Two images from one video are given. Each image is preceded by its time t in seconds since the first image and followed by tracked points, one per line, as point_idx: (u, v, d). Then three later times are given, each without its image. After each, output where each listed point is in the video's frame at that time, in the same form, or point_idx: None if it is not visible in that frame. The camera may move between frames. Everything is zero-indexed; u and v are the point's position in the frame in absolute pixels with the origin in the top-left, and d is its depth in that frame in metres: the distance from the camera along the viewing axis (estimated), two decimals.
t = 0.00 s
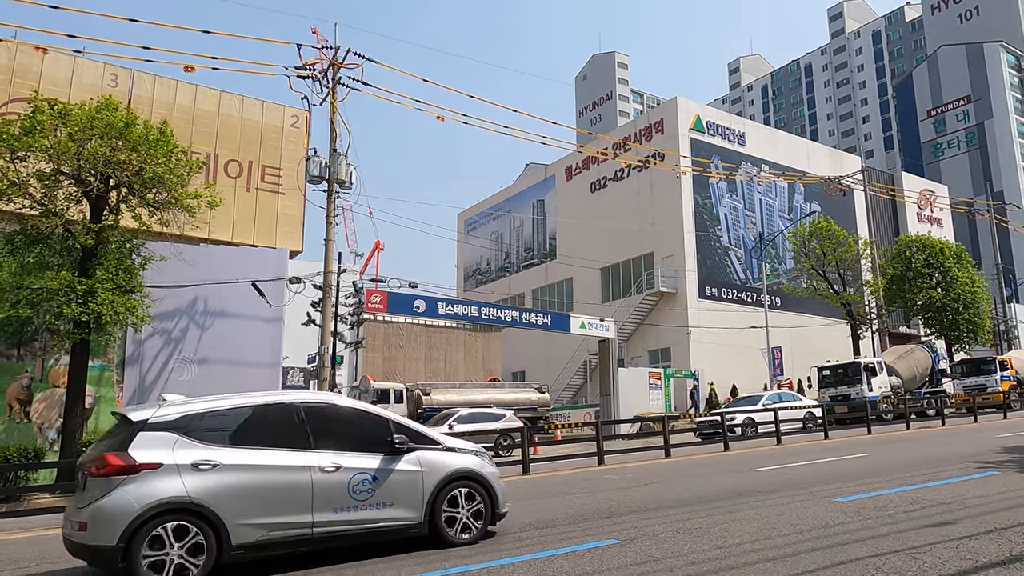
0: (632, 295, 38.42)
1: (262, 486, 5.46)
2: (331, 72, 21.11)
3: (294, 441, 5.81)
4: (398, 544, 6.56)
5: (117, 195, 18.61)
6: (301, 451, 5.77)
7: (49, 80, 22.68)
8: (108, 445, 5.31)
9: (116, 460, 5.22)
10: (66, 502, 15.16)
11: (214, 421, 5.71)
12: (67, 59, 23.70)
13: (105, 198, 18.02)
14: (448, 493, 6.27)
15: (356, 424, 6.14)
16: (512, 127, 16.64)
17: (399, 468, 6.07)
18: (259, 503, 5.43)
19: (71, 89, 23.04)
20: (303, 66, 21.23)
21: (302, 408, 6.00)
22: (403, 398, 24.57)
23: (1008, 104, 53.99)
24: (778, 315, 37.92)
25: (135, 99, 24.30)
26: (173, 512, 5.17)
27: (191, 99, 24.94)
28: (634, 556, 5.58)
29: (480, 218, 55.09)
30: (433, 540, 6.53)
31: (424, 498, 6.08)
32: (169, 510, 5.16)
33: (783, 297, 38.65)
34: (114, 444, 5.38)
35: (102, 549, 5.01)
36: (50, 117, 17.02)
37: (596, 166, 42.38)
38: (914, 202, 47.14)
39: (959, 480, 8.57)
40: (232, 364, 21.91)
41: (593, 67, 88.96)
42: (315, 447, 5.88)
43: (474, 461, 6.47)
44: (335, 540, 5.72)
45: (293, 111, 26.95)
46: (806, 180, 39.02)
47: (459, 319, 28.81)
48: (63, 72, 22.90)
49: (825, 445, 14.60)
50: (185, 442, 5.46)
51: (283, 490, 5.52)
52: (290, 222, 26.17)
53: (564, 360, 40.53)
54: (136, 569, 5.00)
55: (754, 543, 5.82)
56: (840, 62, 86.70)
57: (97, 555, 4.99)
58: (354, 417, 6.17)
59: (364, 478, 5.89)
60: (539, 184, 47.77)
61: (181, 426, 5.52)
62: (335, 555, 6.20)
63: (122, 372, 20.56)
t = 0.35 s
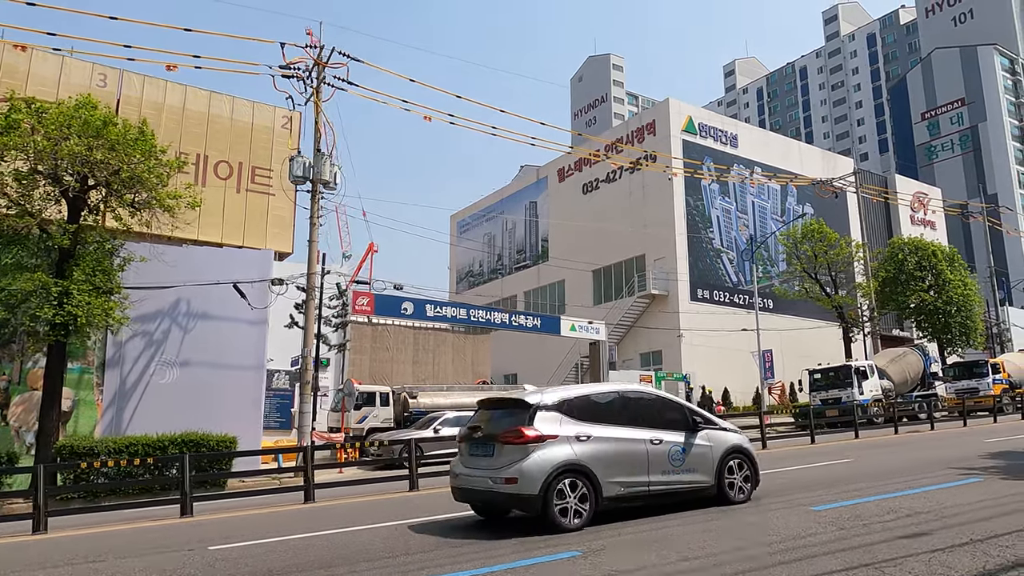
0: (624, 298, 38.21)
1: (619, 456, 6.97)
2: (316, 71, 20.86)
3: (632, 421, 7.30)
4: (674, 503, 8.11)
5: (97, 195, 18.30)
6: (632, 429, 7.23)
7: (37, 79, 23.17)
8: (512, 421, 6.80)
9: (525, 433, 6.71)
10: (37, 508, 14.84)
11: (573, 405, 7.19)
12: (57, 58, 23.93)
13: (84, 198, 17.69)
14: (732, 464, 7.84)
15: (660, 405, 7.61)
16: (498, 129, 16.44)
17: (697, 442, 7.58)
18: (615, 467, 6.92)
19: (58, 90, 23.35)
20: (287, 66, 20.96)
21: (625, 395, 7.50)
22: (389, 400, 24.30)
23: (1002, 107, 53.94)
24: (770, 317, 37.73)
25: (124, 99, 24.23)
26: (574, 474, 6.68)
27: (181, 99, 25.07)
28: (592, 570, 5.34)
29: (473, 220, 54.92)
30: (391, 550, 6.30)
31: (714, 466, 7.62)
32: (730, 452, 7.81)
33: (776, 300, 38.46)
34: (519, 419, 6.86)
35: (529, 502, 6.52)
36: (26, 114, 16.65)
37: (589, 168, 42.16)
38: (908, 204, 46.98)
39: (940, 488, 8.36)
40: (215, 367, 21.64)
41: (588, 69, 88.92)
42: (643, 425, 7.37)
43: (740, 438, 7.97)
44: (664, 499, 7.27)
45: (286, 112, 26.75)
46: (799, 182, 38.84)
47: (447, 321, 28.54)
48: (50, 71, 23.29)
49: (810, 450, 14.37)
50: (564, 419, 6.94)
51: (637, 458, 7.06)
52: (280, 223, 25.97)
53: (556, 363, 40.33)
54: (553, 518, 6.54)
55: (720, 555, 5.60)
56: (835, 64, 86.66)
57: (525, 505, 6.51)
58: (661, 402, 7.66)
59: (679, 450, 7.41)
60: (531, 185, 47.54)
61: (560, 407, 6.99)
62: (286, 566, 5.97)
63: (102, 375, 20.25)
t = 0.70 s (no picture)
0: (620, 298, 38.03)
1: (827, 434, 8.92)
2: (305, 71, 20.76)
3: (831, 407, 9.25)
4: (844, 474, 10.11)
5: (82, 195, 18.12)
6: (834, 412, 9.18)
7: (30, 80, 23.25)
8: (748, 406, 8.73)
9: (762, 415, 8.63)
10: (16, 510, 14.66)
11: (788, 394, 9.12)
12: (51, 60, 24.16)
13: (68, 198, 17.52)
14: (899, 441, 9.83)
15: (848, 395, 9.57)
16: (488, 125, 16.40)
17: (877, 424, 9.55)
18: (825, 441, 8.89)
19: (49, 89, 23.36)
20: (275, 65, 20.86)
21: (824, 386, 9.44)
22: (380, 402, 24.14)
23: (1001, 107, 53.77)
24: (766, 318, 37.55)
25: (118, 100, 24.25)
26: (907, 437, 9.85)
27: (176, 100, 25.12)
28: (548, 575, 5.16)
29: (470, 221, 54.79)
30: (347, 554, 6.12)
31: (889, 443, 9.58)
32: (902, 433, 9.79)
33: (772, 300, 38.27)
34: (753, 404, 8.77)
35: (770, 468, 8.45)
36: (6, 113, 16.48)
37: (585, 168, 42.00)
38: (905, 204, 46.80)
39: (920, 490, 8.16)
40: (203, 368, 21.48)
41: (587, 70, 88.84)
42: (840, 410, 9.32)
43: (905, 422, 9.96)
44: (852, 468, 9.22)
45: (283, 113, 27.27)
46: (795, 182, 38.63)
47: (439, 322, 28.39)
48: (44, 72, 23.50)
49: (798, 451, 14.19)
50: (786, 405, 8.87)
51: (840, 435, 9.02)
52: (276, 224, 25.89)
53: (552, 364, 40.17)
54: (789, 482, 8.46)
55: (682, 560, 5.41)
56: (834, 64, 86.44)
57: (767, 471, 8.41)
58: (843, 392, 9.59)
59: (866, 430, 9.35)
60: (528, 186, 47.35)
61: (783, 394, 8.92)
62: (237, 571, 5.78)
63: (89, 376, 20.09)
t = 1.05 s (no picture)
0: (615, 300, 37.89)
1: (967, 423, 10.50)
2: (292, 72, 20.64)
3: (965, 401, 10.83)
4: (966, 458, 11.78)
5: (68, 196, 18.03)
6: (970, 406, 10.77)
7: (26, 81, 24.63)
8: (902, 400, 10.27)
9: (915, 408, 10.16)
10: None
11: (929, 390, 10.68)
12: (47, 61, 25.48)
13: (52, 199, 17.40)
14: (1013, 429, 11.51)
15: (974, 391, 11.21)
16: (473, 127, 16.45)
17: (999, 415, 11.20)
18: (966, 430, 10.46)
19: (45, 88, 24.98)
20: (263, 66, 20.72)
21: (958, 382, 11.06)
22: (370, 405, 23.95)
23: (1000, 108, 53.58)
24: (762, 320, 37.34)
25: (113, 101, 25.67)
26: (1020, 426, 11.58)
27: (171, 100, 26.83)
28: None
29: (466, 222, 54.63)
30: (304, 569, 5.96)
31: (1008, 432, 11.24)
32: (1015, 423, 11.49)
33: (768, 302, 38.08)
34: (906, 399, 10.31)
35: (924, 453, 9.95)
36: None
37: (581, 169, 41.86)
38: (903, 206, 46.54)
39: (901, 499, 7.97)
40: (191, 370, 21.32)
41: (586, 71, 88.81)
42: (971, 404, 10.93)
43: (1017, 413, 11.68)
44: (981, 452, 10.80)
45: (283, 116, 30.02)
46: (792, 183, 38.39)
47: (432, 324, 28.21)
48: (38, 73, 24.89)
49: (787, 456, 13.99)
50: (933, 399, 10.42)
51: (976, 425, 10.59)
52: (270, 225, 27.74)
53: (547, 366, 40.07)
54: (939, 464, 10.00)
55: None
56: (834, 65, 86.26)
57: (921, 455, 9.92)
58: (968, 389, 11.21)
59: (990, 420, 10.99)
60: (524, 187, 47.22)
61: (930, 391, 10.44)
62: None
63: (75, 379, 19.95)
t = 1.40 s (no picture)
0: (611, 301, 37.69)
1: None
2: (281, 71, 20.46)
3: None
4: None
5: (52, 196, 17.88)
6: None
7: (19, 81, 25.06)
8: (1012, 393, 12.86)
9: None
10: None
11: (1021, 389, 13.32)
12: (40, 61, 25.80)
13: (37, 199, 17.24)
14: None
15: None
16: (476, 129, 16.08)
17: None
18: None
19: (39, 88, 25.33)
20: (252, 65, 20.52)
21: None
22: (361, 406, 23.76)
23: (999, 109, 53.39)
24: (759, 321, 37.12)
25: (107, 101, 25.97)
26: None
27: (165, 100, 27.01)
28: None
29: (463, 223, 54.42)
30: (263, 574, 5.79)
31: None
32: None
33: (765, 303, 37.84)
34: (1016, 392, 12.88)
35: None
36: None
37: (577, 170, 41.69)
38: (901, 207, 46.38)
39: (884, 502, 7.78)
40: (179, 372, 21.11)
41: (585, 72, 88.74)
42: None
43: None
44: None
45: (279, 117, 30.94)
46: (789, 183, 38.18)
47: (425, 326, 28.01)
48: (33, 73, 25.35)
49: (776, 458, 13.80)
50: None
51: None
52: (263, 226, 27.82)
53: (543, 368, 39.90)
54: None
55: None
56: (833, 67, 86.18)
57: None
58: None
59: None
60: (520, 188, 47.10)
61: None
62: None
63: (61, 381, 19.78)
